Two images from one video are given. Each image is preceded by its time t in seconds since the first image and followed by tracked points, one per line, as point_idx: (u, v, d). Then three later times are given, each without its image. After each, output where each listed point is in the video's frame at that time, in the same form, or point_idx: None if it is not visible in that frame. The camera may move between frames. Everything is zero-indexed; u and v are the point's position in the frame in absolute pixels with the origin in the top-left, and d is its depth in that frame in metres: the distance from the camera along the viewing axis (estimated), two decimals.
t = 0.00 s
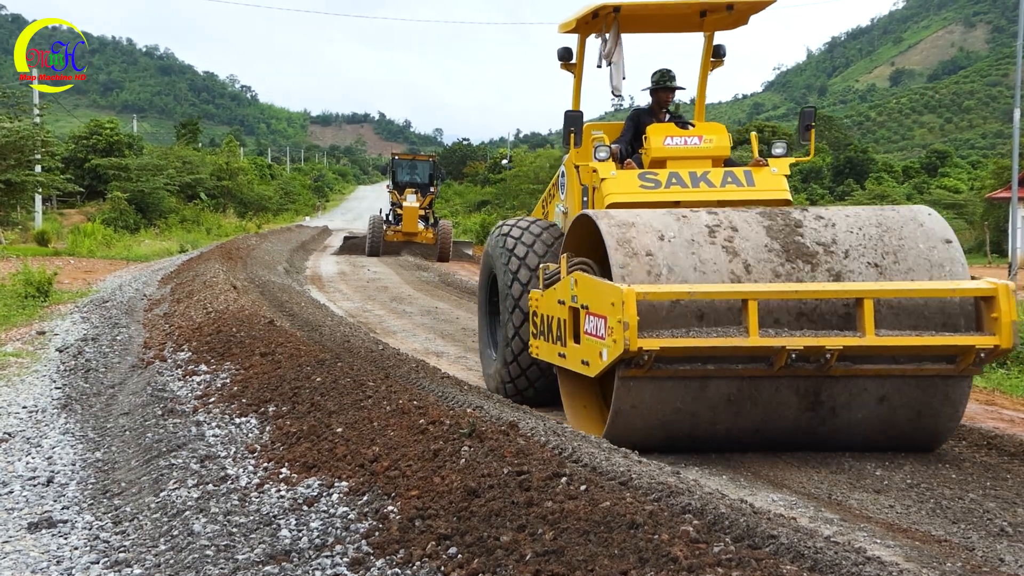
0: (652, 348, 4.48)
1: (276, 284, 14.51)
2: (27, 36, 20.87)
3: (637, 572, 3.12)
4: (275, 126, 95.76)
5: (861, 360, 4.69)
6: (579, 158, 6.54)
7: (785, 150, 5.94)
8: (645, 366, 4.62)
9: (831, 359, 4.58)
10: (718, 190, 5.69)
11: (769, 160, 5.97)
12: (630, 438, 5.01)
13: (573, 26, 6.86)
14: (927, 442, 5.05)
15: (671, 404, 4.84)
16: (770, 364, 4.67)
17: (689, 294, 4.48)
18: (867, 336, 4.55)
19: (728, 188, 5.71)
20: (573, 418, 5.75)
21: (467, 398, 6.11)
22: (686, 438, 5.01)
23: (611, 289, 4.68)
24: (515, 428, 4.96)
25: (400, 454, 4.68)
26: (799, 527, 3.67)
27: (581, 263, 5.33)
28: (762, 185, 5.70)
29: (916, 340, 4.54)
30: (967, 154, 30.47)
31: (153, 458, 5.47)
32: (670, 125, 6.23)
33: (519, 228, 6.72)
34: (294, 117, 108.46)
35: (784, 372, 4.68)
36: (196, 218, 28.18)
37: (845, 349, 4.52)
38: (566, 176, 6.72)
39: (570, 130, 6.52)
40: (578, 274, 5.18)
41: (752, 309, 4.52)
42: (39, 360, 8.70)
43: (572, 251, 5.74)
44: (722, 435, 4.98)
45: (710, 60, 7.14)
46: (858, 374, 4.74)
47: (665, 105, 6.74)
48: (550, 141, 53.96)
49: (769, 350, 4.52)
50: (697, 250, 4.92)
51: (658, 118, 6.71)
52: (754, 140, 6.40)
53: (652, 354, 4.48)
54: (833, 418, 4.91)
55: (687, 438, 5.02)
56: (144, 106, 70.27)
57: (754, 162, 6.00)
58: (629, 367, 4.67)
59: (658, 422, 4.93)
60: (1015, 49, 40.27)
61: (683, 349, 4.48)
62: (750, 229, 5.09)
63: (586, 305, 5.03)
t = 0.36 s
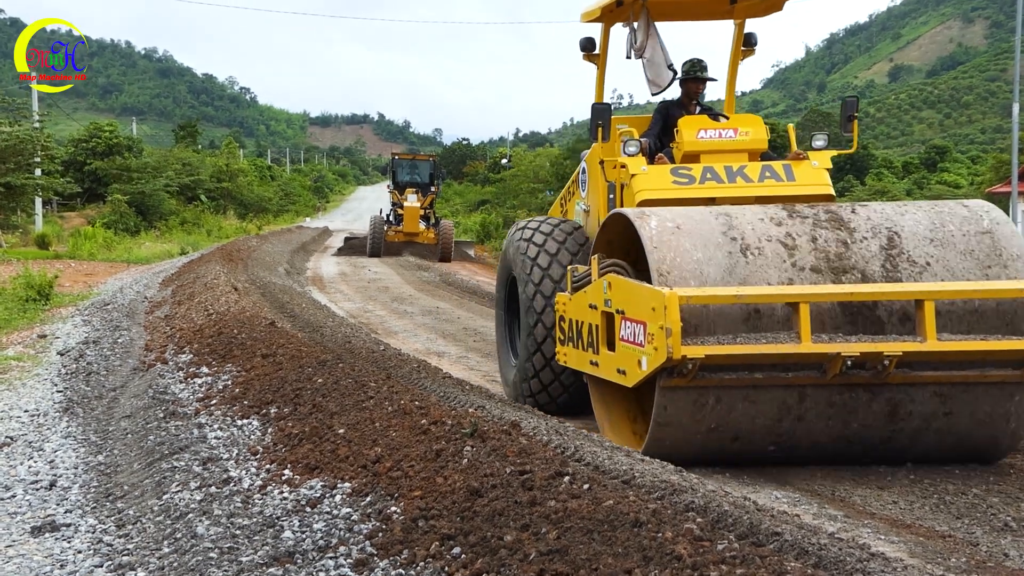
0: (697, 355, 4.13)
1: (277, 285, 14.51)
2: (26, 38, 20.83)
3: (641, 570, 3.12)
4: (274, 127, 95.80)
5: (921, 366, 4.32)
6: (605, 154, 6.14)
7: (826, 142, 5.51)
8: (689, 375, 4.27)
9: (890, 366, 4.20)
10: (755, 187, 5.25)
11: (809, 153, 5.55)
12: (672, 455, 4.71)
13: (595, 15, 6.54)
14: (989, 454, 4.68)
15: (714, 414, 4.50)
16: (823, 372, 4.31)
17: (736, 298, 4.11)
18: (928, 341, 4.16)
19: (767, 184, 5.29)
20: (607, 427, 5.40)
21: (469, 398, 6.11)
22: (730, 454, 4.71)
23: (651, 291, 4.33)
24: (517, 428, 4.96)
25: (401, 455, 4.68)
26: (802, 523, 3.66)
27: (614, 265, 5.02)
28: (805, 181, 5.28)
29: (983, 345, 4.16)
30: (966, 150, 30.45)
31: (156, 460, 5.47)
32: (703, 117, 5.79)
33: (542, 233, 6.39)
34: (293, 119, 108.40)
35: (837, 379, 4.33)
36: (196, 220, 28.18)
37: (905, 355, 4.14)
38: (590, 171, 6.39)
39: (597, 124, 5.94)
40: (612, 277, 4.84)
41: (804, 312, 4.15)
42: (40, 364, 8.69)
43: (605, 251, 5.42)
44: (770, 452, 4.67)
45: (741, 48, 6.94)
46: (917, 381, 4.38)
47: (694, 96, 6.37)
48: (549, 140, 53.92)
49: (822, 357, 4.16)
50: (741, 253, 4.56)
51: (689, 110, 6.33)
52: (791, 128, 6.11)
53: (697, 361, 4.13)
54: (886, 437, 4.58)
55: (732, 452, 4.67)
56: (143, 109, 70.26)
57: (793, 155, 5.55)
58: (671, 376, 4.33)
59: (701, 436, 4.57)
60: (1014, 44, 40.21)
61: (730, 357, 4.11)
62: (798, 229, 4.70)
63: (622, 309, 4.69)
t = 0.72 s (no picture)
0: (747, 369, 3.71)
1: (278, 287, 14.52)
2: (28, 36, 20.85)
3: (642, 572, 3.12)
4: (276, 129, 95.98)
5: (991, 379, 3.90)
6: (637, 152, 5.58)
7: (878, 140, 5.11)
8: (739, 391, 3.88)
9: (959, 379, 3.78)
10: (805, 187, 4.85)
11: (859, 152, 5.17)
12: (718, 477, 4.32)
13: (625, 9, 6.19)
14: None
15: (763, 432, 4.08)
16: (883, 387, 3.91)
17: (789, 306, 3.71)
18: (1001, 352, 3.74)
19: (816, 184, 4.87)
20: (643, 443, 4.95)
21: (471, 400, 6.10)
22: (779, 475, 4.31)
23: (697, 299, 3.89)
24: (519, 430, 4.95)
25: (403, 456, 4.68)
26: (803, 526, 3.66)
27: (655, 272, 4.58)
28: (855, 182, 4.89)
29: None
30: (968, 151, 30.42)
31: (157, 462, 5.48)
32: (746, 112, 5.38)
33: (569, 242, 5.86)
34: (295, 121, 108.58)
35: (899, 395, 3.92)
36: (198, 222, 28.24)
37: (975, 367, 3.73)
38: (620, 172, 5.89)
39: (635, 121, 5.42)
40: (651, 284, 4.40)
41: (864, 322, 3.74)
42: (42, 365, 8.71)
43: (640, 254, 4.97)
44: (824, 473, 4.27)
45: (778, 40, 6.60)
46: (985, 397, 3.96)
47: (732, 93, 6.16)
48: (551, 142, 54.00)
49: (883, 370, 3.74)
50: (798, 256, 4.12)
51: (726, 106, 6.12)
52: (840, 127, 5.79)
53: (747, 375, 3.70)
54: (950, 461, 4.18)
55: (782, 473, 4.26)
56: (145, 111, 70.40)
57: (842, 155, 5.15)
58: (719, 392, 3.93)
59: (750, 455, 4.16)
60: (1015, 46, 40.26)
61: (784, 369, 3.71)
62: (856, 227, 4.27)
63: (663, 319, 4.23)
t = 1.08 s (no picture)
0: (811, 379, 3.41)
1: (280, 293, 14.53)
2: (26, 39, 20.91)
3: (645, 573, 3.13)
4: (276, 136, 96.13)
5: None
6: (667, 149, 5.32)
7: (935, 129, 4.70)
8: (799, 403, 3.55)
9: None
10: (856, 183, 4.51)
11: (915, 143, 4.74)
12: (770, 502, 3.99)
13: None
14: None
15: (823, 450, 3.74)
16: (957, 398, 3.58)
17: (854, 310, 3.44)
18: None
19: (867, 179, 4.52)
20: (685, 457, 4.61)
21: (473, 403, 6.11)
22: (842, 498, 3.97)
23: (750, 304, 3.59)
24: (521, 432, 4.95)
25: (405, 460, 4.69)
26: (807, 525, 3.65)
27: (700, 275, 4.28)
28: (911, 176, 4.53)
29: None
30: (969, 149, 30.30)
31: (160, 469, 5.49)
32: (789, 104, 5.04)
33: (600, 253, 5.49)
34: (295, 128, 108.72)
35: (974, 407, 3.60)
36: (199, 229, 28.29)
37: None
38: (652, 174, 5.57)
39: (671, 114, 5.20)
40: (697, 288, 4.08)
41: (936, 327, 3.45)
42: (45, 374, 8.72)
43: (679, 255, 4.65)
44: (888, 495, 3.93)
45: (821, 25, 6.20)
46: None
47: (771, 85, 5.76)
48: (551, 145, 54.00)
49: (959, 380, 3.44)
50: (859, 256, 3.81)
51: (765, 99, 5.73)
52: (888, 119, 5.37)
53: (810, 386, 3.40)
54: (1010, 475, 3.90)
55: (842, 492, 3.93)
56: (145, 119, 70.50)
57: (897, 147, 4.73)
58: (777, 405, 3.61)
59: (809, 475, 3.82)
60: (1014, 42, 40.11)
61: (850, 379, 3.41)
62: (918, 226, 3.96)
63: (712, 327, 3.91)
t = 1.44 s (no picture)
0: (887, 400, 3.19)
1: (284, 296, 14.55)
2: (26, 38, 20.95)
3: None
4: (282, 139, 96.36)
5: None
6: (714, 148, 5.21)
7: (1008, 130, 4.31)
8: (872, 426, 3.30)
9: None
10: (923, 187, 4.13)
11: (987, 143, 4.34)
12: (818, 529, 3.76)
13: None
14: None
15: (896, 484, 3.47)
16: None
17: (935, 325, 3.26)
18: None
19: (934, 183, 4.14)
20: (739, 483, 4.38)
21: (476, 407, 6.11)
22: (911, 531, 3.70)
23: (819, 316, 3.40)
24: (525, 437, 4.94)
25: (408, 464, 4.69)
26: (811, 532, 3.65)
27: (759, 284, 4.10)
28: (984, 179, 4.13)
29: None
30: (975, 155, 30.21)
31: (164, 470, 5.50)
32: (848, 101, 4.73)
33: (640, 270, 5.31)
34: (301, 130, 109.00)
35: None
36: (204, 231, 28.37)
37: None
38: (693, 179, 5.46)
39: (722, 111, 5.04)
40: (756, 299, 3.91)
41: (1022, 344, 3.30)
42: (49, 375, 8.74)
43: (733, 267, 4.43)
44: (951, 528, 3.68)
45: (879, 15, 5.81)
46: None
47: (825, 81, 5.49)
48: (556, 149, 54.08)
49: None
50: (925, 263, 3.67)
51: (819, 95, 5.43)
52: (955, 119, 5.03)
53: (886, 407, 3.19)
54: None
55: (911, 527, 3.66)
56: (151, 121, 70.73)
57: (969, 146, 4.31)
58: (848, 428, 3.34)
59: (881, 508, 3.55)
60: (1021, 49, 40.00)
61: (930, 399, 3.21)
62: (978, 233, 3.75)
63: (776, 341, 3.71)
